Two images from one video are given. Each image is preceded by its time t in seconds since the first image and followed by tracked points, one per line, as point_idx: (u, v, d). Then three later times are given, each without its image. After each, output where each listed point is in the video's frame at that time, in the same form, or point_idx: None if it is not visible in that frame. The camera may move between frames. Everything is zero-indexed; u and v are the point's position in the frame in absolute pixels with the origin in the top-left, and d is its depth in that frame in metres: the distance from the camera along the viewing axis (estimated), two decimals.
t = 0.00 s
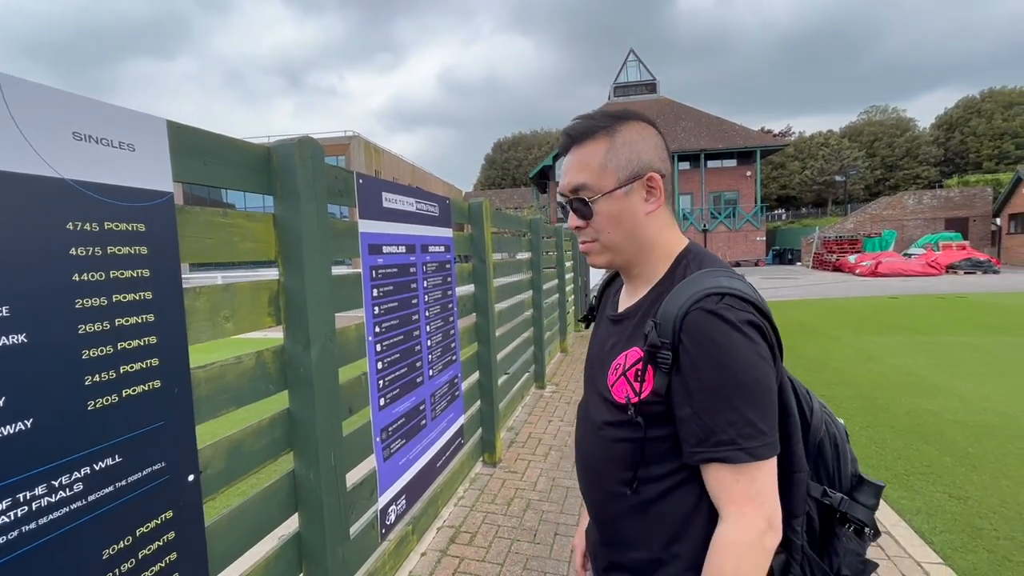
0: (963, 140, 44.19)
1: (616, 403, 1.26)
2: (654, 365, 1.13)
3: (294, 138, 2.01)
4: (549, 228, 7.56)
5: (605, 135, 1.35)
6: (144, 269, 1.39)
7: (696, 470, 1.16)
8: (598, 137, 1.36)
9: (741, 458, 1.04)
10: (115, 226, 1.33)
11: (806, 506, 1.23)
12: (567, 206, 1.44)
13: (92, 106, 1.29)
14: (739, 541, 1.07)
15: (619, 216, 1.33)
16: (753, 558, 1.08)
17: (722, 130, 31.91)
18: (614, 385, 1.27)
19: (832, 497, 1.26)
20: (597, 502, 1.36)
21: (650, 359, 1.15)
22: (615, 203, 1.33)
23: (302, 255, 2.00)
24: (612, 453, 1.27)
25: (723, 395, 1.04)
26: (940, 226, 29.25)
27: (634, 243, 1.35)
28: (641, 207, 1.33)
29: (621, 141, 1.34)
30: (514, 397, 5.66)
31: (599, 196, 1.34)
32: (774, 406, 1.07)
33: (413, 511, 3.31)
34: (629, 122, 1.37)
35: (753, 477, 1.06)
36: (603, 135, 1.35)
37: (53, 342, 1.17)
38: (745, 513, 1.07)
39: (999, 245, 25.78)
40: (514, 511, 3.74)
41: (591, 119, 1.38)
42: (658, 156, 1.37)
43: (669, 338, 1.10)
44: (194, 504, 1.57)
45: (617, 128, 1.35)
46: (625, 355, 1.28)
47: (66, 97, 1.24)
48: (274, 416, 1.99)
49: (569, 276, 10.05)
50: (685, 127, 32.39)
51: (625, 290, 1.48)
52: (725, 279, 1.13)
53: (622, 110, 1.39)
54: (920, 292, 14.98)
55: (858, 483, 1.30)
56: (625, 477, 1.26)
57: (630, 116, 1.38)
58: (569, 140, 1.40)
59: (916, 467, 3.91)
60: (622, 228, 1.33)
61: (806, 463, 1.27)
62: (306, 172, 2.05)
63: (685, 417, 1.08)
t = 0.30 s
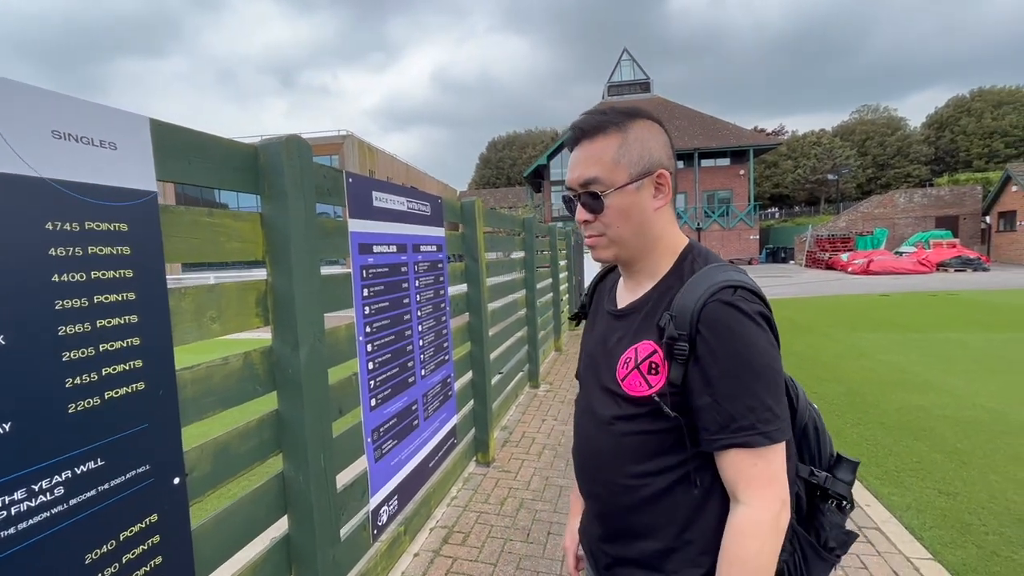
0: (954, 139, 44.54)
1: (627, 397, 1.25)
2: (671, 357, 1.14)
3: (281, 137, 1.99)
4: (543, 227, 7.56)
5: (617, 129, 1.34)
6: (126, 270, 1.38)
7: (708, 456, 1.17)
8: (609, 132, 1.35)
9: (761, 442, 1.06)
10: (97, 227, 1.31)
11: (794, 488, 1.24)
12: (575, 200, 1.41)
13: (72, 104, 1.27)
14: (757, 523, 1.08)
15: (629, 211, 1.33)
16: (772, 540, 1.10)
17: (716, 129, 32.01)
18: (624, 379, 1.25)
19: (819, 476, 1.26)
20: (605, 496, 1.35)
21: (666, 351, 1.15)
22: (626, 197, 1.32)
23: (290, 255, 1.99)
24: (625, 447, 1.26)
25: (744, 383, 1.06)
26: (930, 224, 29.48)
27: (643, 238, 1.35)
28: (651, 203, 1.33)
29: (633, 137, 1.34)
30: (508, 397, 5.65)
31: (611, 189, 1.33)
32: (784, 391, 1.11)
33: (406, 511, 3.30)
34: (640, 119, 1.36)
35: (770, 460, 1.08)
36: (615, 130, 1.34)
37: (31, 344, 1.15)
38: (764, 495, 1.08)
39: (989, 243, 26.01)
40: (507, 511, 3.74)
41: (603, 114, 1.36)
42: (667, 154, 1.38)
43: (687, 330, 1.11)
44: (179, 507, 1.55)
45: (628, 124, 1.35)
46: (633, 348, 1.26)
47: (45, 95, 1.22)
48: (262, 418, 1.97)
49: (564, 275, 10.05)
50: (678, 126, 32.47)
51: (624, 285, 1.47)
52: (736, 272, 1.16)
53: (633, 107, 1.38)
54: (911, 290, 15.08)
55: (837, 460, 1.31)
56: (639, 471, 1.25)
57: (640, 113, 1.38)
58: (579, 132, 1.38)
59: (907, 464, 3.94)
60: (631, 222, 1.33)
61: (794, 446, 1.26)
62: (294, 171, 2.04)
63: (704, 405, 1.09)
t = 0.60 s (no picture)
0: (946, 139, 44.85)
1: (636, 398, 1.25)
2: (682, 355, 1.15)
3: (273, 136, 1.99)
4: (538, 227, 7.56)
5: (615, 126, 1.34)
6: (115, 270, 1.37)
7: (722, 452, 1.20)
8: (607, 127, 1.35)
9: (778, 434, 1.09)
10: (85, 227, 1.30)
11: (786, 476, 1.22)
12: (570, 196, 1.42)
13: (60, 103, 1.26)
14: (780, 515, 1.11)
15: (627, 209, 1.33)
16: (795, 529, 1.12)
17: (710, 128, 32.11)
18: (633, 381, 1.25)
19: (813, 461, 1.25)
20: (618, 502, 1.33)
21: (677, 349, 1.16)
22: (624, 195, 1.32)
23: (282, 254, 1.98)
24: (637, 449, 1.26)
25: (759, 376, 1.08)
26: (923, 223, 29.68)
27: (641, 236, 1.35)
28: (648, 200, 1.34)
29: (631, 134, 1.34)
30: (503, 397, 5.66)
31: (609, 187, 1.33)
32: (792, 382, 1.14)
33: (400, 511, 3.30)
34: (638, 115, 1.37)
35: (785, 451, 1.11)
36: (613, 126, 1.34)
37: (16, 344, 1.14)
38: (784, 486, 1.11)
39: (980, 242, 26.21)
40: (502, 510, 3.74)
41: (602, 109, 1.36)
42: (666, 151, 1.39)
43: (699, 327, 1.13)
44: (171, 508, 1.54)
45: (626, 120, 1.35)
46: (640, 348, 1.26)
47: (33, 94, 1.21)
48: (254, 418, 1.97)
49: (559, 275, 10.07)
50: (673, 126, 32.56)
51: (620, 283, 1.47)
52: (738, 266, 1.19)
53: (632, 103, 1.38)
54: (904, 288, 15.18)
55: (826, 444, 1.30)
56: (653, 473, 1.25)
57: (637, 110, 1.39)
58: (576, 128, 1.38)
59: (899, 461, 3.97)
60: (629, 220, 1.33)
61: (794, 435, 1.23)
62: (286, 170, 2.03)
63: (720, 402, 1.11)
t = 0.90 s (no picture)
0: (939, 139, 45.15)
1: (669, 403, 1.24)
2: (719, 358, 1.15)
3: (270, 136, 1.99)
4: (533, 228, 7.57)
5: (633, 112, 1.33)
6: (111, 270, 1.37)
7: (757, 459, 1.21)
8: (624, 113, 1.34)
9: (822, 437, 1.10)
10: (81, 227, 1.30)
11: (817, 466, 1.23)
12: (585, 188, 1.41)
13: (55, 103, 1.26)
14: (824, 523, 1.11)
15: (645, 201, 1.32)
16: (839, 535, 1.13)
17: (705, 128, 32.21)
18: (665, 388, 1.25)
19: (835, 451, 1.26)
20: (649, 515, 1.31)
21: (712, 353, 1.16)
22: (642, 185, 1.32)
23: (279, 254, 1.98)
24: (672, 458, 1.24)
25: (802, 378, 1.09)
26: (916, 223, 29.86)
27: (661, 230, 1.35)
28: (668, 191, 1.33)
29: (649, 121, 1.33)
30: (500, 396, 5.66)
31: (625, 177, 1.33)
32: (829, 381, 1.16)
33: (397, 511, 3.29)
34: (656, 102, 1.36)
35: (827, 455, 1.13)
36: (630, 112, 1.34)
37: (11, 343, 1.13)
38: (827, 492, 1.12)
39: (972, 242, 26.40)
40: (498, 510, 3.75)
41: (620, 95, 1.35)
42: (686, 139, 1.38)
43: (738, 329, 1.13)
44: (168, 508, 1.54)
45: (643, 107, 1.34)
46: (670, 352, 1.25)
47: (28, 94, 1.21)
48: (250, 418, 1.97)
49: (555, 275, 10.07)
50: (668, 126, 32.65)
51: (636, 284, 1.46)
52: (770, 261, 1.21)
53: (650, 91, 1.38)
54: (898, 288, 15.27)
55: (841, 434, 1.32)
56: (689, 482, 1.24)
57: (653, 96, 1.38)
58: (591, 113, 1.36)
59: (893, 459, 4.00)
60: (647, 213, 1.33)
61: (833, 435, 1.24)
62: (283, 170, 2.03)
63: (761, 407, 1.12)
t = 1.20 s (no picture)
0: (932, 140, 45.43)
1: (717, 409, 1.19)
2: (776, 362, 1.10)
3: (266, 135, 1.99)
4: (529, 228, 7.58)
5: (678, 94, 1.27)
6: (108, 269, 1.37)
7: (815, 474, 1.16)
8: (670, 94, 1.28)
9: (891, 451, 1.05)
10: (77, 226, 1.30)
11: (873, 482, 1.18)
12: (623, 176, 1.36)
13: (52, 103, 1.26)
14: (890, 546, 1.05)
15: (690, 189, 1.27)
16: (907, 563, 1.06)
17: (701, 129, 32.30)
18: (712, 395, 1.20)
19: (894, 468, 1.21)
20: (693, 533, 1.25)
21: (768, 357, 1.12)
22: (687, 173, 1.27)
23: (275, 253, 1.98)
24: (720, 470, 1.19)
25: (869, 385, 1.04)
26: (909, 224, 30.04)
27: (706, 223, 1.30)
28: (714, 179, 1.28)
29: (696, 102, 1.28)
30: (496, 396, 5.67)
31: (668, 164, 1.28)
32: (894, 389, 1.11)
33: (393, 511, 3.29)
34: (703, 83, 1.30)
35: (896, 473, 1.06)
36: (675, 93, 1.28)
37: (8, 343, 1.13)
38: (894, 514, 1.06)
39: (965, 242, 26.56)
40: (495, 509, 3.75)
41: (665, 76, 1.30)
42: (734, 123, 1.32)
43: (796, 330, 1.09)
44: (164, 508, 1.54)
45: (689, 88, 1.28)
46: (716, 355, 1.21)
47: (25, 94, 1.21)
48: (246, 418, 1.97)
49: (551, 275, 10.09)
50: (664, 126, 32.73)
51: (675, 281, 1.42)
52: (830, 257, 1.16)
53: (695, 72, 1.32)
54: (891, 288, 15.36)
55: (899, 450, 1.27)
56: (739, 499, 1.18)
57: (701, 77, 1.32)
58: (632, 95, 1.31)
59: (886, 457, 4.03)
60: (690, 204, 1.28)
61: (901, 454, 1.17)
62: (280, 170, 2.03)
63: (821, 416, 1.07)
